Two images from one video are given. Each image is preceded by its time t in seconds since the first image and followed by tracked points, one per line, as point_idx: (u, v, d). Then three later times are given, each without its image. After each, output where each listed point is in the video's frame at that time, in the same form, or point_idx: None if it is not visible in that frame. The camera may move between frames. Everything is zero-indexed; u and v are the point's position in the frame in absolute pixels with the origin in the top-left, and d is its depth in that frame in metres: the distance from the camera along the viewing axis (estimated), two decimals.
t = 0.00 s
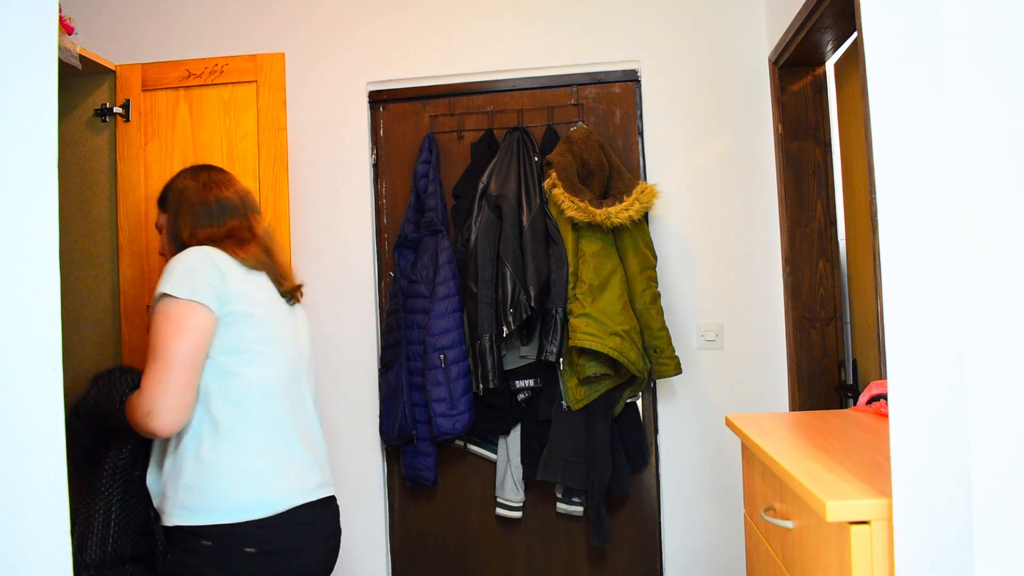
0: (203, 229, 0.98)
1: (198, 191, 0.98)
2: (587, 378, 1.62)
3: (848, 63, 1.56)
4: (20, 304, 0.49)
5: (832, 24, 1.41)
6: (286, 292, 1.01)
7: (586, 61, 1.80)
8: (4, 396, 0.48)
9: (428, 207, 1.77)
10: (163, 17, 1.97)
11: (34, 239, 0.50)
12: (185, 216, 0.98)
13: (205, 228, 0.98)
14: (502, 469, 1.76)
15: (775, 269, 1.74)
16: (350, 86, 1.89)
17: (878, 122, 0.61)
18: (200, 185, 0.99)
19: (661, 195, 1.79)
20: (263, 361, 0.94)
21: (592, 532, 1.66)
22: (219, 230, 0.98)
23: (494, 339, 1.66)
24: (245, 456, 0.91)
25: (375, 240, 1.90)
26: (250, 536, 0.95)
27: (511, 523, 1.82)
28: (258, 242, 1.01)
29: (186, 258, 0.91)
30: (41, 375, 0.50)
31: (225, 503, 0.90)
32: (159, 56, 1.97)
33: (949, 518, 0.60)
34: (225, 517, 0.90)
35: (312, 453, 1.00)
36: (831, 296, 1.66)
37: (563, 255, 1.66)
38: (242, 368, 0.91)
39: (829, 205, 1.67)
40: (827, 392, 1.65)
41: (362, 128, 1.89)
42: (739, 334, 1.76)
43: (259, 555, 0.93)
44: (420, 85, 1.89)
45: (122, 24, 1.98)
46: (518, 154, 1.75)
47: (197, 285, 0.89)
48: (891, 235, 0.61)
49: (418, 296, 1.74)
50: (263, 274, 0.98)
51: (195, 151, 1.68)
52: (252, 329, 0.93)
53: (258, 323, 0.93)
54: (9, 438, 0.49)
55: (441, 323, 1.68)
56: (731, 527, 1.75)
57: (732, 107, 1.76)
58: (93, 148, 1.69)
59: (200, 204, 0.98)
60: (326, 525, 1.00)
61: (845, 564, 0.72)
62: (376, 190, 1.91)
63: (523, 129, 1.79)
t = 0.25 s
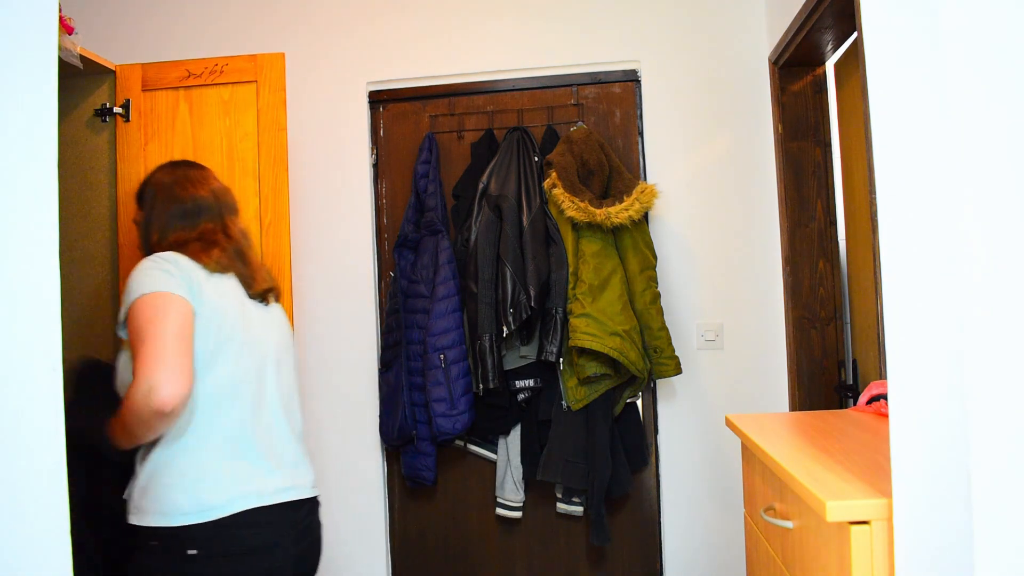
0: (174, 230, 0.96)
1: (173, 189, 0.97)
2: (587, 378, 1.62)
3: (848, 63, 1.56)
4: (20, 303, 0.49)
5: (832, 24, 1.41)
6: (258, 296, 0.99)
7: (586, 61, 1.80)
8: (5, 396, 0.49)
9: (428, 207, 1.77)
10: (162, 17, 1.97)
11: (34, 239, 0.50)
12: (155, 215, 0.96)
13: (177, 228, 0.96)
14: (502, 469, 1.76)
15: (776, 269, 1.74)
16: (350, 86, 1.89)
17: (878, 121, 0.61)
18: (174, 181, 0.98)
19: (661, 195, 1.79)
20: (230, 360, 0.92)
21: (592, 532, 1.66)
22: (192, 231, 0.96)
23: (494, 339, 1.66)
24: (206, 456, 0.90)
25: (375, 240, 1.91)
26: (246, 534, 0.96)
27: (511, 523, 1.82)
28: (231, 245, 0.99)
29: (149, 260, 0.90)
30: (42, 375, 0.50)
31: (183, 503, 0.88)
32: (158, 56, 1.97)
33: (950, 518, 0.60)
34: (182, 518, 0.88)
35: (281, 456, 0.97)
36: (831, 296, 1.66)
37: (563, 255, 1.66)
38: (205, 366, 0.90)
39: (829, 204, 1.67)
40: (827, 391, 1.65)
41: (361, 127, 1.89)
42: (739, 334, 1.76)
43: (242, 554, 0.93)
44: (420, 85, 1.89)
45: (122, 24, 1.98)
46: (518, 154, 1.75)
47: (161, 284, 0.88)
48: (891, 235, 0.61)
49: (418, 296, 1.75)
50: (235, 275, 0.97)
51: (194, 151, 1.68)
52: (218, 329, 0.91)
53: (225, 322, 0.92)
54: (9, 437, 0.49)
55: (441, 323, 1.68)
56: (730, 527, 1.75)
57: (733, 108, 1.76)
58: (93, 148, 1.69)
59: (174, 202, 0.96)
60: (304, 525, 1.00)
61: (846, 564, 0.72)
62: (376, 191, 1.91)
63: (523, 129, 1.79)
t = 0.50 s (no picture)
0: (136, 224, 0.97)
1: (134, 184, 0.97)
2: (587, 378, 1.62)
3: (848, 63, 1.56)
4: (20, 303, 0.49)
5: (832, 24, 1.41)
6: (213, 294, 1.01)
7: (585, 61, 1.80)
8: (4, 396, 0.49)
9: (428, 207, 1.77)
10: (162, 17, 1.97)
11: (33, 239, 0.50)
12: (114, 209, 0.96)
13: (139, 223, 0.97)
14: (502, 469, 1.76)
15: (776, 269, 1.74)
16: (349, 86, 1.89)
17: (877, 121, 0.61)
18: (127, 175, 0.98)
19: (661, 195, 1.79)
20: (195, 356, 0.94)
21: (592, 532, 1.66)
22: (154, 225, 0.97)
23: (494, 339, 1.66)
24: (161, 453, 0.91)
25: (375, 240, 1.90)
26: (246, 534, 0.96)
27: (511, 523, 1.82)
28: (194, 239, 1.01)
29: (118, 256, 0.90)
30: (43, 375, 0.50)
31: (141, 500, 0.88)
32: (158, 56, 1.97)
33: (950, 518, 0.60)
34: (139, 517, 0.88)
35: (240, 452, 0.98)
36: (831, 296, 1.66)
37: (563, 255, 1.66)
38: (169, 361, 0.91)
39: (829, 205, 1.67)
40: (827, 391, 1.65)
41: (361, 127, 1.89)
42: (739, 334, 1.76)
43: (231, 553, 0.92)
44: (420, 85, 1.89)
45: (122, 24, 1.98)
46: (518, 154, 1.75)
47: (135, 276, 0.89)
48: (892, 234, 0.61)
49: (418, 296, 1.75)
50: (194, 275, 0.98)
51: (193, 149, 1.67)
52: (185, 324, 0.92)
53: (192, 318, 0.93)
54: (9, 437, 0.49)
55: (441, 323, 1.68)
56: (730, 527, 1.76)
57: (733, 108, 1.76)
58: (93, 148, 1.69)
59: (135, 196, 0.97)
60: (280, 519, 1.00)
61: (846, 564, 0.72)
62: (376, 191, 1.91)
63: (523, 129, 1.79)
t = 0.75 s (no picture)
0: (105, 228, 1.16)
1: (90, 197, 1.15)
2: (587, 378, 1.62)
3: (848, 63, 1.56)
4: (21, 304, 0.49)
5: (833, 23, 1.41)
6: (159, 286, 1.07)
7: (586, 61, 1.80)
8: (4, 396, 0.48)
9: (428, 207, 1.77)
10: (161, 17, 1.97)
11: (33, 239, 0.50)
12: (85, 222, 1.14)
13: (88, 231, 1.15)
14: (502, 469, 1.76)
15: (776, 269, 1.74)
16: (349, 86, 1.89)
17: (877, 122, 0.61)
18: (87, 190, 1.15)
19: (661, 195, 1.79)
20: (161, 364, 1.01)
21: (591, 532, 1.66)
22: (100, 234, 1.15)
23: (494, 339, 1.66)
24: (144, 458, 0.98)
25: (375, 240, 1.90)
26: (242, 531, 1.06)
27: (511, 523, 1.82)
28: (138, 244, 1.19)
29: (82, 256, 0.98)
30: (42, 374, 0.50)
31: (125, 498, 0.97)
32: (158, 56, 1.97)
33: (950, 518, 0.60)
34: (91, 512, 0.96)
35: (215, 449, 1.07)
36: (831, 296, 1.66)
37: (563, 255, 1.66)
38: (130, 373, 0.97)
39: (829, 205, 1.67)
40: (827, 391, 1.65)
41: (361, 127, 1.89)
42: (739, 334, 1.76)
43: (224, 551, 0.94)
44: (420, 85, 1.89)
45: (121, 24, 1.98)
46: (518, 154, 1.75)
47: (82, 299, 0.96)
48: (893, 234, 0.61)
49: (418, 296, 1.75)
50: (150, 276, 1.07)
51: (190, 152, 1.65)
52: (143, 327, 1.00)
53: (157, 322, 1.02)
54: (9, 437, 0.49)
55: (441, 323, 1.68)
56: (730, 527, 1.76)
57: (733, 108, 1.76)
58: (93, 148, 1.70)
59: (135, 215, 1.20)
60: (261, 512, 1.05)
61: (845, 564, 0.72)
62: (376, 191, 1.91)
63: (523, 129, 1.79)
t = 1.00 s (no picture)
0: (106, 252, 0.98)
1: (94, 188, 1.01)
2: (587, 378, 1.62)
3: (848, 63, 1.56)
4: (21, 303, 0.49)
5: (833, 23, 1.41)
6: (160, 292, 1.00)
7: (586, 61, 1.80)
8: (4, 395, 0.48)
9: (428, 207, 1.77)
10: (161, 17, 1.97)
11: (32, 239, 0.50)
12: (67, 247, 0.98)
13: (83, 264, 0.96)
14: (502, 469, 1.76)
15: (776, 269, 1.74)
16: (349, 86, 1.89)
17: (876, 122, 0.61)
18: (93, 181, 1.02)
19: (661, 195, 1.79)
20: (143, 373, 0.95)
21: (592, 532, 1.66)
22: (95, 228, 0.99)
23: (494, 339, 1.66)
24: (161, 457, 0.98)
25: (375, 240, 1.90)
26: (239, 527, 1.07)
27: (511, 523, 1.82)
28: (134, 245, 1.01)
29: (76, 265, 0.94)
30: (43, 374, 0.50)
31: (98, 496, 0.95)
32: (158, 56, 1.97)
33: (950, 518, 0.59)
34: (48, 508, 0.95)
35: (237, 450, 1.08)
36: (831, 296, 1.66)
37: (563, 255, 1.66)
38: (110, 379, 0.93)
39: (829, 205, 1.67)
40: (828, 391, 1.65)
41: (361, 127, 1.89)
42: (739, 334, 1.76)
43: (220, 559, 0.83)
44: (420, 85, 1.89)
45: (121, 25, 1.98)
46: (518, 154, 1.75)
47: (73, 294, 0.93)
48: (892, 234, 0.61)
49: (418, 296, 1.75)
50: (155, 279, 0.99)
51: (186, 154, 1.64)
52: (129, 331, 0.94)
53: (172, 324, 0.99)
54: (9, 437, 0.49)
55: (441, 323, 1.68)
56: (730, 527, 1.76)
57: (733, 108, 1.76)
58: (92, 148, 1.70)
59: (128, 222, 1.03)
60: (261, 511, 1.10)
61: (846, 564, 0.72)
62: (376, 191, 1.91)
63: (523, 129, 1.79)
